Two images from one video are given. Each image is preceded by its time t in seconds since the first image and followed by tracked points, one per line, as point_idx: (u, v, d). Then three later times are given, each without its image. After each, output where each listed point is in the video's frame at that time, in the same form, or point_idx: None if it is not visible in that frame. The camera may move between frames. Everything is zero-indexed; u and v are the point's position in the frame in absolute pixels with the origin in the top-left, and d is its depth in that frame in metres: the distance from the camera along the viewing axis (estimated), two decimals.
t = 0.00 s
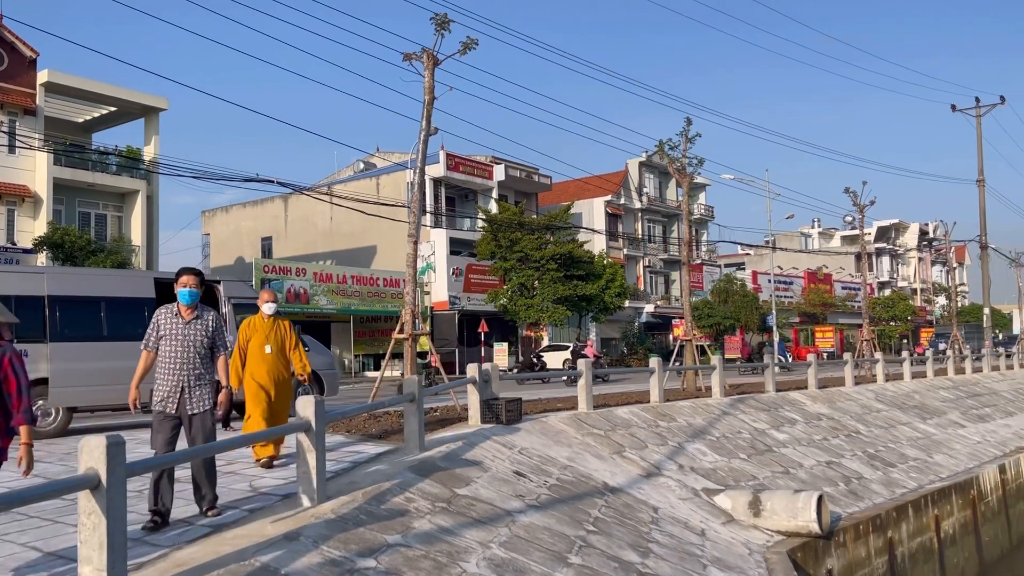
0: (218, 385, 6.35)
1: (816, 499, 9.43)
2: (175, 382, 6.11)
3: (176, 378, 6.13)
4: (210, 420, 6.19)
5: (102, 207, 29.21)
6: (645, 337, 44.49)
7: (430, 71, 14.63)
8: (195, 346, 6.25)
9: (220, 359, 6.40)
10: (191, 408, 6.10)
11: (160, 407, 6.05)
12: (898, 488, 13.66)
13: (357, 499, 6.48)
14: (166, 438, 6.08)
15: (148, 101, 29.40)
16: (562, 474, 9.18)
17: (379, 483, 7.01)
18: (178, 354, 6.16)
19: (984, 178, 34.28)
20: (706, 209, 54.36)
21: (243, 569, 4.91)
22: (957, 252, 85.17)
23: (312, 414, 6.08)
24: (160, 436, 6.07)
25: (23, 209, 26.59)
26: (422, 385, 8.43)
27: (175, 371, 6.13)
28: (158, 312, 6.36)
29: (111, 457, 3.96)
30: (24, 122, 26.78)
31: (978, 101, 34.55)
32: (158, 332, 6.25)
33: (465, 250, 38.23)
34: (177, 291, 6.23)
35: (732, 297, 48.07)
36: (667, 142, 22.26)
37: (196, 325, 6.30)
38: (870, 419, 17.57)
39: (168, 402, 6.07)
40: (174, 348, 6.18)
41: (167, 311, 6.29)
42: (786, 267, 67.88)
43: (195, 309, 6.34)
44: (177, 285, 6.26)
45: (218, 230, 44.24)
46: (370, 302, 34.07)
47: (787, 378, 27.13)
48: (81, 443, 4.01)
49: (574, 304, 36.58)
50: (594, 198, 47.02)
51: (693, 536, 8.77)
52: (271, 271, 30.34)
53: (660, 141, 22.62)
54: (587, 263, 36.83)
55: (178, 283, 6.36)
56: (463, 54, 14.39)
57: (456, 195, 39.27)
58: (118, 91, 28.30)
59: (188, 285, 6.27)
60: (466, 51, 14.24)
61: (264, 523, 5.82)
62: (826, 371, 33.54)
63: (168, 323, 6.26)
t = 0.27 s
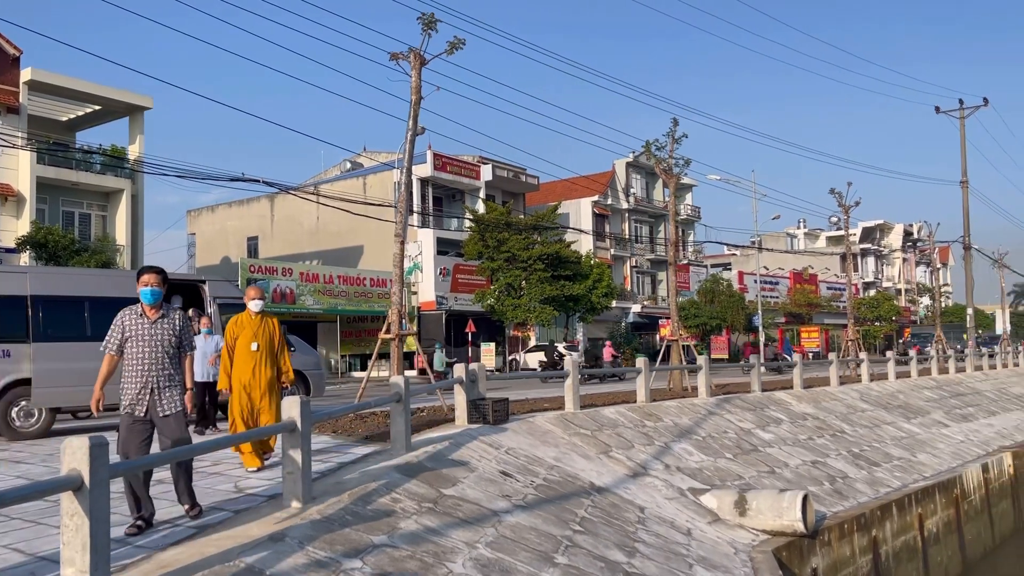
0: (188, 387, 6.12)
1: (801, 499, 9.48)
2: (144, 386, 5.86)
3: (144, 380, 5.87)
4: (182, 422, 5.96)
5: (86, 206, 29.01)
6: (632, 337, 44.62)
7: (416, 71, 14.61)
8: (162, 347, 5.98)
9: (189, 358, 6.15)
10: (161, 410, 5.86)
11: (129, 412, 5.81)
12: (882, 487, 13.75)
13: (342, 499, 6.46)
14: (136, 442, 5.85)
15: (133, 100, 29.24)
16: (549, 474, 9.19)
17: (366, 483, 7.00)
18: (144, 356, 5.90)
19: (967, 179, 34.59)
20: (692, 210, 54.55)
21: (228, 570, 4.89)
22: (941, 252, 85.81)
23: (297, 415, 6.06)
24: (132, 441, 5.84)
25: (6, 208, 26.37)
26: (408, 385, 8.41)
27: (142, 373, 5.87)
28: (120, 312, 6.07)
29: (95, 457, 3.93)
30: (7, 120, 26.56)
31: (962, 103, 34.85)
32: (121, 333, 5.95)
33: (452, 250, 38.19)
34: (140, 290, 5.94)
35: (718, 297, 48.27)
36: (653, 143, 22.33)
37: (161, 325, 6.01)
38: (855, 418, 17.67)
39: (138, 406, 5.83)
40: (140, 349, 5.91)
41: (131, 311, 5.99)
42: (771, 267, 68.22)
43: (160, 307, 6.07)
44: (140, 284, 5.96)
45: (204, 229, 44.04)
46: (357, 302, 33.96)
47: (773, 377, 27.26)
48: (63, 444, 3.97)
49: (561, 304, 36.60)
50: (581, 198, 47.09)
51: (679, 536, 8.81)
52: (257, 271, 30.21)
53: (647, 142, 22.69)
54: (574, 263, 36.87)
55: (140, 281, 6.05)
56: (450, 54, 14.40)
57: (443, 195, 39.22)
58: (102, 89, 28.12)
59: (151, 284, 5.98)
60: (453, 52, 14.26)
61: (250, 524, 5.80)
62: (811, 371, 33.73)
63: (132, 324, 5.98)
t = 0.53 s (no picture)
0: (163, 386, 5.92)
1: (786, 498, 9.52)
2: (116, 388, 5.70)
3: (116, 382, 5.70)
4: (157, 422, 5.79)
5: (69, 205, 28.77)
6: (618, 337, 44.71)
7: (403, 71, 14.58)
8: (134, 346, 5.79)
9: (163, 356, 5.95)
10: (136, 411, 5.69)
11: (103, 415, 5.67)
12: (866, 486, 13.84)
13: (328, 500, 6.44)
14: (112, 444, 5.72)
15: (117, 98, 29.04)
16: (535, 474, 9.19)
17: (352, 484, 6.98)
18: (115, 357, 5.72)
19: (950, 181, 34.87)
20: (679, 211, 54.73)
21: (213, 571, 4.86)
22: (924, 253, 86.50)
23: (282, 415, 6.03)
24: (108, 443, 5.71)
25: None
26: (395, 386, 8.38)
27: (114, 375, 5.70)
28: (91, 311, 5.89)
29: (77, 458, 3.90)
30: None
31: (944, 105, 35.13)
32: (91, 334, 5.77)
33: (439, 250, 38.13)
34: (106, 289, 5.72)
35: (704, 297, 48.46)
36: (639, 143, 22.41)
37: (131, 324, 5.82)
38: (840, 418, 17.77)
39: (111, 409, 5.67)
40: (110, 350, 5.72)
41: (99, 311, 5.80)
42: (757, 268, 68.53)
43: (130, 305, 5.86)
44: (106, 283, 5.75)
45: (189, 229, 43.80)
46: (343, 302, 33.85)
47: (759, 377, 27.38)
48: (45, 446, 3.94)
49: (548, 304, 36.62)
50: (568, 199, 47.15)
51: (665, 535, 8.83)
52: (242, 271, 30.06)
53: (633, 143, 22.75)
54: (561, 264, 36.91)
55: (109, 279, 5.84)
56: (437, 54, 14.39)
57: (430, 195, 39.17)
58: (86, 88, 27.90)
59: (118, 281, 5.74)
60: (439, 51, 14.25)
61: (234, 524, 5.77)
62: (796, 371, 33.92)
63: (102, 324, 5.80)
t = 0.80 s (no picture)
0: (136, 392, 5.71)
1: (771, 498, 9.56)
2: (84, 393, 5.50)
3: (86, 386, 5.51)
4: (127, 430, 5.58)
5: (52, 204, 28.52)
6: (604, 338, 44.79)
7: (389, 71, 14.56)
8: (107, 351, 5.61)
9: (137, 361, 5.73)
10: (104, 418, 5.48)
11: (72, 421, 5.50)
12: (849, 486, 13.93)
13: (312, 501, 6.42)
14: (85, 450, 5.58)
15: (100, 97, 28.82)
16: (521, 474, 9.19)
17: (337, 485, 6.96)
18: (85, 361, 5.54)
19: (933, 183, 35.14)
20: (664, 211, 54.90)
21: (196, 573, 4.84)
22: (907, 254, 87.10)
23: (267, 417, 6.01)
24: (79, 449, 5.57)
25: None
26: (380, 387, 8.35)
27: (84, 379, 5.51)
28: (67, 313, 5.73)
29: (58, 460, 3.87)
30: None
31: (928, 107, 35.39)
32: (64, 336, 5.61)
33: (425, 250, 38.07)
34: (80, 290, 5.55)
35: (690, 297, 48.63)
36: (625, 144, 22.48)
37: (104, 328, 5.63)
38: (824, 418, 17.87)
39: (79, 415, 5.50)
40: (81, 354, 5.55)
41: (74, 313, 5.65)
42: (742, 268, 68.82)
43: (105, 308, 5.67)
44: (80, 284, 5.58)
45: (173, 229, 43.53)
46: (328, 302, 33.73)
47: (744, 377, 27.49)
48: (26, 448, 3.90)
49: (534, 304, 36.64)
50: (555, 199, 47.19)
51: (650, 535, 8.86)
52: (226, 271, 29.94)
53: (619, 144, 22.81)
54: (547, 264, 36.94)
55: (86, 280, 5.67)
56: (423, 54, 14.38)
57: (416, 195, 39.11)
58: (68, 86, 27.68)
59: (92, 283, 5.56)
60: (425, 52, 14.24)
61: (218, 525, 5.75)
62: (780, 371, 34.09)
63: (76, 327, 5.62)
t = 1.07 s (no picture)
0: (103, 398, 5.54)
1: (754, 497, 9.60)
2: (49, 394, 5.41)
3: (52, 387, 5.42)
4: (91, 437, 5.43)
5: (32, 204, 28.27)
6: (590, 338, 44.89)
7: (374, 71, 14.53)
8: (75, 353, 5.50)
9: (107, 366, 5.59)
10: (66, 422, 5.36)
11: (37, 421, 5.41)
12: (832, 485, 14.02)
13: (295, 503, 6.39)
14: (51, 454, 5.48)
15: (82, 96, 28.58)
16: (506, 475, 9.19)
17: (320, 486, 6.94)
18: (53, 361, 5.45)
19: (915, 184, 35.44)
20: (649, 212, 55.07)
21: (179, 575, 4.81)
22: (889, 255, 87.81)
23: (250, 417, 5.98)
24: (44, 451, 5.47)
25: None
26: (364, 388, 8.32)
27: (51, 380, 5.42)
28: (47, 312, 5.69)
29: (38, 461, 3.84)
30: None
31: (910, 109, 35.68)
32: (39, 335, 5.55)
33: (410, 251, 38.00)
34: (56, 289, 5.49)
35: (674, 298, 48.80)
36: (610, 145, 22.54)
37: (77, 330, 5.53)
38: (807, 418, 17.98)
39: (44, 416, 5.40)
40: (50, 354, 5.46)
41: (51, 312, 5.58)
42: (727, 269, 69.13)
43: (80, 309, 5.58)
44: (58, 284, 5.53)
45: (156, 229, 43.25)
46: (313, 303, 33.60)
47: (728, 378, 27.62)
48: (5, 449, 3.87)
49: (520, 305, 36.64)
50: (540, 200, 47.24)
51: (635, 535, 8.88)
52: (210, 271, 29.77)
53: (604, 145, 22.86)
54: (533, 265, 36.96)
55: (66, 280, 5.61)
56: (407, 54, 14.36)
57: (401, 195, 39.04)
58: (50, 85, 27.45)
59: (70, 282, 5.51)
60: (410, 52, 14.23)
61: (201, 527, 5.72)
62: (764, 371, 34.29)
63: (51, 326, 5.55)
